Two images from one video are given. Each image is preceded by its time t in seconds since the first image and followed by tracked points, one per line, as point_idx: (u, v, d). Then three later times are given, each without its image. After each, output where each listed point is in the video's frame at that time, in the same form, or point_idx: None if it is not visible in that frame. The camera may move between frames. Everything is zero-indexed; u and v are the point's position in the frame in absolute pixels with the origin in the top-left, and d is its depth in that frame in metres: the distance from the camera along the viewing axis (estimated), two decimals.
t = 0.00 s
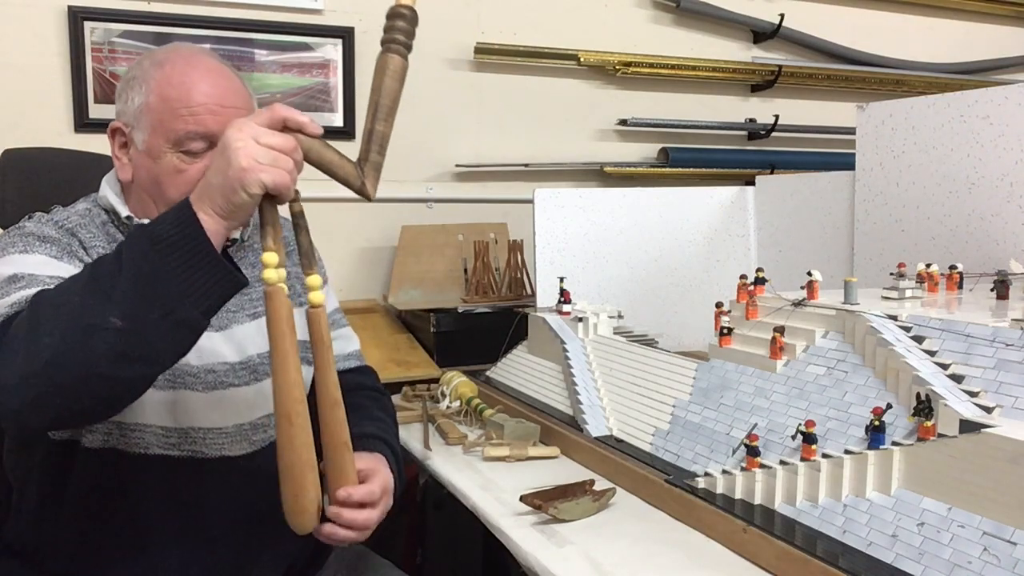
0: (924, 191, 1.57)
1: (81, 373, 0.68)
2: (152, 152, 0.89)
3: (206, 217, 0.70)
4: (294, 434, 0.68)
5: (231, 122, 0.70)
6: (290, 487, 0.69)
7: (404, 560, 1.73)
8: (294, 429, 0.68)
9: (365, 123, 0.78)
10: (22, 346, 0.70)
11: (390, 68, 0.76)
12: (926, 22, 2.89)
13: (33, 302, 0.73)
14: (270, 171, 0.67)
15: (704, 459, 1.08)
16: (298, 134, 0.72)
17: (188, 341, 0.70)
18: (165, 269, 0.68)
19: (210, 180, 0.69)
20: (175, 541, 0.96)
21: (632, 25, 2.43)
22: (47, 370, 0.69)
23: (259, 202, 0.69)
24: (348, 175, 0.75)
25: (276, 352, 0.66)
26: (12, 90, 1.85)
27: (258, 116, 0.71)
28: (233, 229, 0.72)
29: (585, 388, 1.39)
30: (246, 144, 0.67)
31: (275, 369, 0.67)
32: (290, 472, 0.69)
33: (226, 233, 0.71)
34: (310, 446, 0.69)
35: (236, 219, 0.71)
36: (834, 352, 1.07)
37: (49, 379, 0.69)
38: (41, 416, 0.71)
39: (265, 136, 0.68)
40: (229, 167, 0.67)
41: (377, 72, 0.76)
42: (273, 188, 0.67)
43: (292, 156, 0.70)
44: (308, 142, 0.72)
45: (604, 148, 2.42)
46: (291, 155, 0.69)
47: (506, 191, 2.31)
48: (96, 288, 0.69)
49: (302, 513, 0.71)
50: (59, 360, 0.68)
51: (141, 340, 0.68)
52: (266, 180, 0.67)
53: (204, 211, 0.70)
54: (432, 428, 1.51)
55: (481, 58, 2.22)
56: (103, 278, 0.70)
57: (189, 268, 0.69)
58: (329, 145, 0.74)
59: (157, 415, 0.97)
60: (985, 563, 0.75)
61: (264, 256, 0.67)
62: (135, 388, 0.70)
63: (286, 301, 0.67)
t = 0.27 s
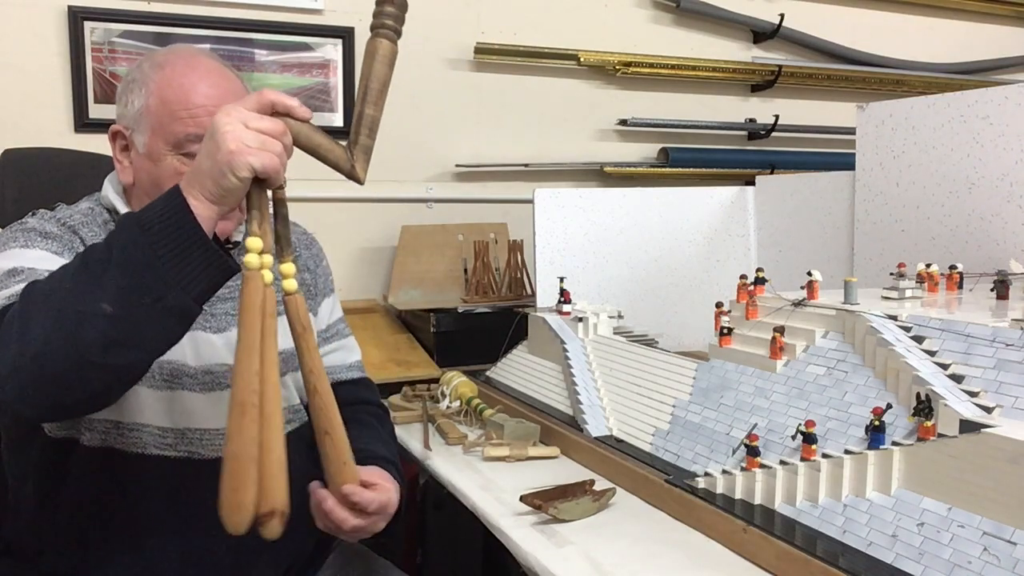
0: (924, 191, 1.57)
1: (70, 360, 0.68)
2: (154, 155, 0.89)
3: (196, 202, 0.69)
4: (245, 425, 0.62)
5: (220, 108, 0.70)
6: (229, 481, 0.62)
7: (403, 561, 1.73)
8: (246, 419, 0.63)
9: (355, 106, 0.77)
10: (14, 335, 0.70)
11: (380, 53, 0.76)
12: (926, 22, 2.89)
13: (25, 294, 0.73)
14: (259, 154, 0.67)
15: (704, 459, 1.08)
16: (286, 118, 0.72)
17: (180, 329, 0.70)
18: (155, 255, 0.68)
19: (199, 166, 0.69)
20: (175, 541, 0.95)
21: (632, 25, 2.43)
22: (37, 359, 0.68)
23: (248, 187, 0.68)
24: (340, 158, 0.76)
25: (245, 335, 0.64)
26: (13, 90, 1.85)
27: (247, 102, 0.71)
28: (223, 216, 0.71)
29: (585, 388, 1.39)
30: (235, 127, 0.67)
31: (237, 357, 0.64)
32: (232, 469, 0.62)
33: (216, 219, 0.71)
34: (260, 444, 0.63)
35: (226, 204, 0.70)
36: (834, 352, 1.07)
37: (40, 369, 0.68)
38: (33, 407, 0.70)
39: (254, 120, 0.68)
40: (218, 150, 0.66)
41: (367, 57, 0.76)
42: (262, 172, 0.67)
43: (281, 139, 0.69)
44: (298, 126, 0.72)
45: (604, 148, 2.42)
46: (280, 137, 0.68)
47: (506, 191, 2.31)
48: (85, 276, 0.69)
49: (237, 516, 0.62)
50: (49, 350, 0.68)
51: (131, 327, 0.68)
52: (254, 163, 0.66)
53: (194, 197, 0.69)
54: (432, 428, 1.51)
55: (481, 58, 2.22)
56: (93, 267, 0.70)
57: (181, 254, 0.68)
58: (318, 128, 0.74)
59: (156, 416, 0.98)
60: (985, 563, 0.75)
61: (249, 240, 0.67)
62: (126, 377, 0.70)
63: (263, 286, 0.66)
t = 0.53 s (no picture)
0: (924, 191, 1.57)
1: (69, 356, 0.68)
2: (161, 156, 0.89)
3: (192, 194, 0.69)
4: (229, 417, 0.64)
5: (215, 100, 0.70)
6: (209, 468, 0.64)
7: (403, 561, 1.73)
8: (230, 411, 0.64)
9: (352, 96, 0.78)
10: (11, 331, 0.70)
11: (375, 43, 0.76)
12: (926, 22, 2.89)
13: (22, 291, 0.73)
14: (254, 146, 0.67)
15: (704, 459, 1.08)
16: (282, 110, 0.72)
17: (178, 321, 0.70)
18: (152, 248, 0.68)
19: (195, 158, 0.69)
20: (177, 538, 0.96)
21: (632, 25, 2.43)
22: (36, 355, 0.68)
23: (243, 179, 0.68)
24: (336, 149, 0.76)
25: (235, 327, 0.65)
26: (12, 90, 1.85)
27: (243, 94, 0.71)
28: (220, 208, 0.71)
29: (585, 388, 1.39)
30: (230, 120, 0.67)
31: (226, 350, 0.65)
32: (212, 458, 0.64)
33: (212, 211, 0.71)
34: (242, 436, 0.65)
35: (221, 196, 0.70)
36: (834, 352, 1.07)
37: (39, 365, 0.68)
38: (31, 403, 0.70)
39: (249, 113, 0.68)
40: (213, 143, 0.66)
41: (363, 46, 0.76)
42: (257, 163, 0.67)
43: (276, 132, 0.69)
44: (293, 118, 0.72)
45: (604, 148, 2.42)
46: (274, 129, 0.69)
47: (506, 191, 2.31)
48: (83, 271, 0.69)
49: (213, 504, 0.64)
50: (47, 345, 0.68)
51: (129, 320, 0.68)
52: (249, 155, 0.66)
53: (190, 189, 0.69)
54: (432, 429, 1.51)
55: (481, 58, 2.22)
56: (89, 262, 0.69)
57: (178, 246, 0.69)
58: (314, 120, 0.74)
59: (157, 415, 0.98)
60: (985, 563, 0.75)
61: (243, 232, 0.68)
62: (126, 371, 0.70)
63: (257, 277, 0.67)
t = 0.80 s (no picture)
0: (924, 191, 1.57)
1: (73, 357, 0.68)
2: (162, 157, 0.89)
3: (193, 194, 0.69)
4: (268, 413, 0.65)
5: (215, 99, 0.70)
6: (259, 466, 0.66)
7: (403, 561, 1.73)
8: (269, 407, 0.66)
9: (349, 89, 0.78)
10: (14, 334, 0.70)
11: (371, 33, 0.76)
12: (926, 22, 2.89)
13: (24, 294, 0.73)
14: (254, 144, 0.67)
15: (704, 459, 1.08)
16: (281, 106, 0.72)
17: (181, 322, 0.70)
18: (154, 249, 0.68)
19: (194, 157, 0.69)
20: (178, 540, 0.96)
21: (632, 25, 2.43)
22: (39, 357, 0.68)
23: (243, 177, 0.68)
24: (335, 144, 0.76)
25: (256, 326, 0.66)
26: (12, 90, 1.85)
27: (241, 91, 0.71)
28: (221, 207, 0.72)
29: (585, 388, 1.39)
30: (230, 118, 0.67)
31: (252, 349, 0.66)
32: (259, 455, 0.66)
33: (213, 212, 0.71)
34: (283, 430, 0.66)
35: (223, 195, 0.70)
36: (834, 352, 1.07)
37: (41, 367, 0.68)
38: (36, 407, 0.70)
39: (249, 110, 0.68)
40: (213, 141, 0.66)
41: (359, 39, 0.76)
42: (258, 161, 0.67)
43: (276, 130, 0.69)
44: (292, 115, 0.72)
45: (604, 148, 2.41)
46: (274, 127, 0.69)
47: (506, 191, 2.31)
48: (86, 273, 0.69)
49: (269, 498, 0.66)
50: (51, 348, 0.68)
51: (133, 322, 0.68)
52: (250, 152, 0.66)
53: (191, 189, 0.69)
54: (432, 428, 1.51)
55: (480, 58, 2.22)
56: (92, 264, 0.69)
57: (181, 247, 0.69)
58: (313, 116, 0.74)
59: (159, 416, 0.98)
60: (985, 563, 0.75)
61: (248, 232, 0.68)
62: (129, 373, 0.70)
63: (269, 275, 0.68)
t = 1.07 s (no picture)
0: (924, 191, 1.57)
1: (71, 357, 0.68)
2: (162, 157, 0.89)
3: (192, 194, 0.69)
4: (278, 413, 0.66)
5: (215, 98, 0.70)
6: (271, 468, 0.66)
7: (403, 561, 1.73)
8: (276, 409, 0.66)
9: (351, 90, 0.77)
10: (13, 334, 0.70)
11: (374, 33, 0.76)
12: (926, 22, 2.89)
13: (23, 295, 0.73)
14: (253, 144, 0.66)
15: (704, 459, 1.08)
16: (281, 106, 0.72)
17: (181, 321, 0.70)
18: (153, 249, 0.68)
19: (194, 157, 0.69)
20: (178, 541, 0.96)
21: (632, 25, 2.43)
22: (38, 357, 0.68)
23: (243, 176, 0.68)
24: (334, 145, 0.76)
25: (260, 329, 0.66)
26: (12, 90, 1.85)
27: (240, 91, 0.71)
28: (220, 207, 0.72)
29: (585, 388, 1.39)
30: (229, 117, 0.67)
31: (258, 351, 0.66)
32: (270, 456, 0.66)
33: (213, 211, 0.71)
34: (291, 430, 0.67)
35: (223, 195, 0.70)
36: (834, 352, 1.07)
37: (40, 367, 0.68)
38: (34, 408, 0.70)
39: (249, 110, 0.68)
40: (212, 141, 0.66)
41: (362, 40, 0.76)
42: (257, 161, 0.67)
43: (276, 129, 0.69)
44: (292, 116, 0.72)
45: (604, 148, 2.41)
46: (274, 126, 0.69)
47: (506, 191, 2.31)
48: (85, 274, 0.69)
49: (283, 500, 0.67)
50: (50, 348, 0.68)
51: (132, 322, 0.68)
52: (249, 152, 0.66)
53: (190, 188, 0.69)
54: (432, 429, 1.51)
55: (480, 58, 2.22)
56: (91, 265, 0.69)
57: (180, 246, 0.69)
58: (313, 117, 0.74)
59: (159, 416, 0.97)
60: (985, 563, 0.75)
61: (249, 231, 0.67)
62: (128, 373, 0.70)
63: (271, 276, 0.68)
